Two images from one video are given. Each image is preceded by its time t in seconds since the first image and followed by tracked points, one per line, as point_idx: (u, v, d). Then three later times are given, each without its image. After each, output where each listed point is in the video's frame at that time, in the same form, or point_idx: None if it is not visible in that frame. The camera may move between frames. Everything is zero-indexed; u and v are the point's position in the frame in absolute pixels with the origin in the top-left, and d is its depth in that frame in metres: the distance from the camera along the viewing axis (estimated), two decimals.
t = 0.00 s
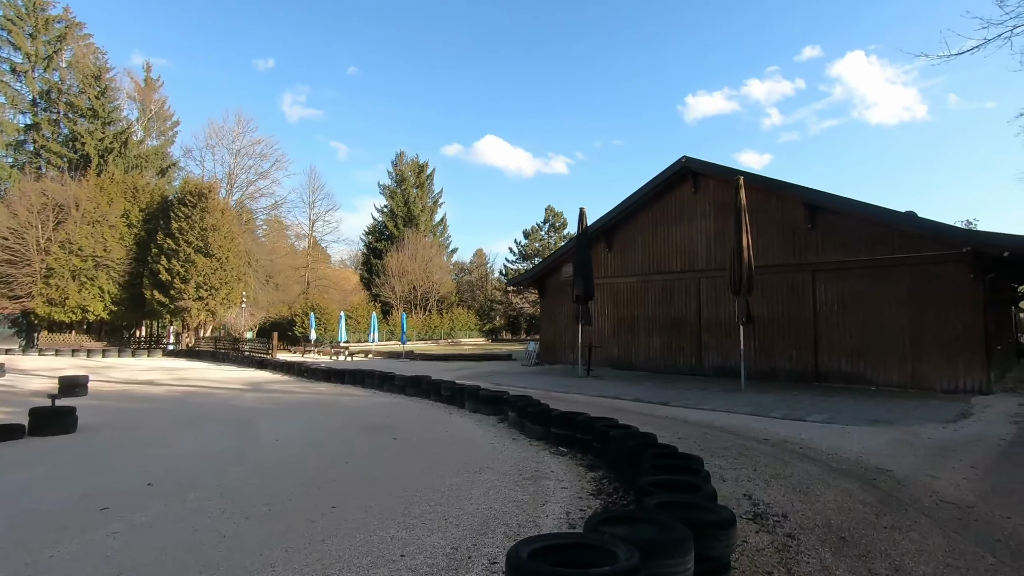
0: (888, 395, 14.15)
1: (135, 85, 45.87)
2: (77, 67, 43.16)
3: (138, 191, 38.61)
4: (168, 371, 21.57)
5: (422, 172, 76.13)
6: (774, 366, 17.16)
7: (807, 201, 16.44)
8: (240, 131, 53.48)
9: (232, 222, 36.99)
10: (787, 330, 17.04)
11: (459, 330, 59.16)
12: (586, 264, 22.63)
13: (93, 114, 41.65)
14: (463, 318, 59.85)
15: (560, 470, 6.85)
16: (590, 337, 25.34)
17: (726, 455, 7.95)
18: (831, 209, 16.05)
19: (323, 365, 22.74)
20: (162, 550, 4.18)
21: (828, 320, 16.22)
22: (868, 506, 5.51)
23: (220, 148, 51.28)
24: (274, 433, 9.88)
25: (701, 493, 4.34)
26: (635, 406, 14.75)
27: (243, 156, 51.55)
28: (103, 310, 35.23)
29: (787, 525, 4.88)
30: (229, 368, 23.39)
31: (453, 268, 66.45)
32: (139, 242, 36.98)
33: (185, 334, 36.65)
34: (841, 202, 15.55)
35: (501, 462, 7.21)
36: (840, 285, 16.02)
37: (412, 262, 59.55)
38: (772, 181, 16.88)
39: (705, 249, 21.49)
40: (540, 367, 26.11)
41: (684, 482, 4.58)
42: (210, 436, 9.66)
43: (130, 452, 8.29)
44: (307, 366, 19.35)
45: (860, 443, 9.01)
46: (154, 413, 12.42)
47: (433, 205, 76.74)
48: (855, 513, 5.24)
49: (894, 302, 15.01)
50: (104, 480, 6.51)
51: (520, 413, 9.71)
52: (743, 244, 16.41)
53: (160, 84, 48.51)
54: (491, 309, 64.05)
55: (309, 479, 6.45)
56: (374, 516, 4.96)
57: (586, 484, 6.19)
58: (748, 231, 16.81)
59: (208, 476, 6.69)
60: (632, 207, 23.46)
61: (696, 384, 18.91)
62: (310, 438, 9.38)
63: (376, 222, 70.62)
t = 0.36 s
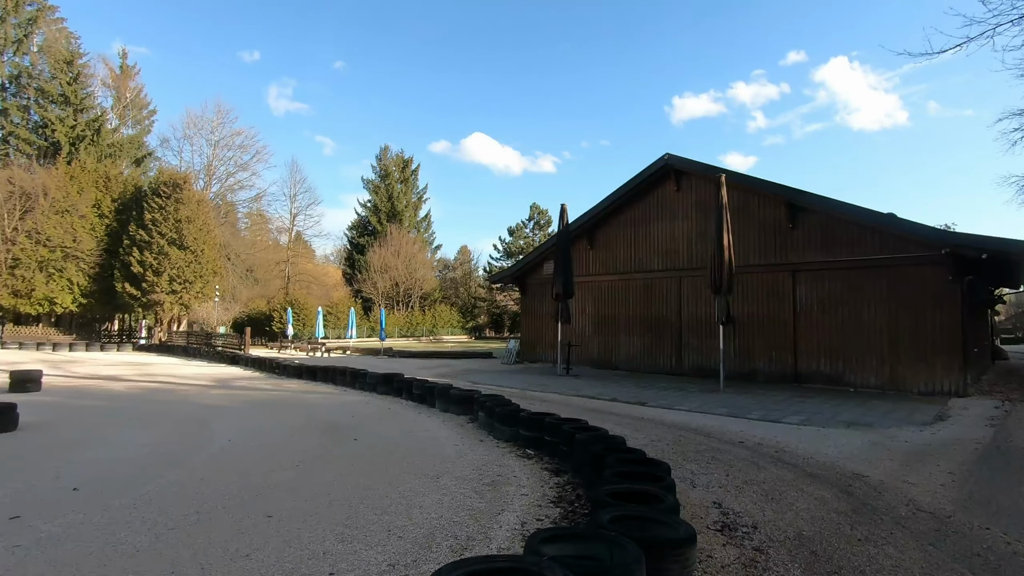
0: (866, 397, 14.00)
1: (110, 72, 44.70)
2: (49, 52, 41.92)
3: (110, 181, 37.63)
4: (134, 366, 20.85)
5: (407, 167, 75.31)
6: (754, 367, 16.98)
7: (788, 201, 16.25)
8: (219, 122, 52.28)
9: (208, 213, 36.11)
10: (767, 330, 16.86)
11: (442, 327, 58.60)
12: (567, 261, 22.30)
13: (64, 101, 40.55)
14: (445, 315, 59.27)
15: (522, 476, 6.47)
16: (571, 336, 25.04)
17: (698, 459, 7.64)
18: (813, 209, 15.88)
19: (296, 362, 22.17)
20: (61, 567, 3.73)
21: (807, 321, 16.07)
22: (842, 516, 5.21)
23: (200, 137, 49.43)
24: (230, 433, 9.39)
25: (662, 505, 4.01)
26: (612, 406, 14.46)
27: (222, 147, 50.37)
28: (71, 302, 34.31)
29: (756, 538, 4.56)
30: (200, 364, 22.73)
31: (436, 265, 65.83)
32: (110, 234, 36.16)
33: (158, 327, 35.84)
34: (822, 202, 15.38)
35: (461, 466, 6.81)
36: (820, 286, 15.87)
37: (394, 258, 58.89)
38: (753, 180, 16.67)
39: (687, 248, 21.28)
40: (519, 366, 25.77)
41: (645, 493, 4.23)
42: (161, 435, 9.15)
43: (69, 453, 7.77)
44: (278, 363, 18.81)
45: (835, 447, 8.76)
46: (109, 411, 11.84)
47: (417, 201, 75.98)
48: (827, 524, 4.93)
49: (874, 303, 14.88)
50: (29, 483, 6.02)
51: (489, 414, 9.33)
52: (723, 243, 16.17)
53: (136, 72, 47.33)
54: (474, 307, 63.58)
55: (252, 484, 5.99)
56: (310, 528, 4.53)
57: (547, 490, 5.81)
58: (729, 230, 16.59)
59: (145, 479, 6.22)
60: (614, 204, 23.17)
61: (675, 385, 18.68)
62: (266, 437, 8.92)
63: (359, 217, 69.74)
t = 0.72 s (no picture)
0: (842, 399, 13.91)
1: (77, 63, 43.32)
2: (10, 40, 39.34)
3: (76, 175, 36.43)
4: (94, 368, 20.07)
5: (387, 166, 74.39)
6: (731, 369, 16.82)
7: (766, 201, 16.11)
8: (193, 117, 51.00)
9: (178, 210, 35.10)
10: (744, 331, 16.71)
11: (421, 328, 57.94)
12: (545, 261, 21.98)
13: (28, 93, 39.16)
14: (425, 315, 58.60)
15: (482, 486, 6.09)
16: (549, 336, 24.72)
17: (669, 466, 7.33)
18: (790, 209, 15.75)
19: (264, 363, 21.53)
20: None
21: (784, 322, 15.95)
22: (816, 528, 4.92)
23: (172, 132, 47.98)
24: (179, 439, 8.87)
25: (622, 524, 3.68)
26: (587, 408, 14.16)
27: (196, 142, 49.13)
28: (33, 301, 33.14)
29: (724, 555, 4.24)
30: (165, 365, 21.99)
31: (416, 265, 65.09)
32: (75, 230, 35.05)
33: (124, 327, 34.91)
34: (800, 202, 15.26)
35: (419, 476, 6.40)
36: (797, 286, 15.75)
37: (373, 258, 58.11)
38: (731, 180, 16.50)
39: (665, 248, 21.11)
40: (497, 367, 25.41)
41: (604, 509, 3.88)
42: (104, 443, 8.60)
43: None
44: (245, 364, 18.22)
45: (809, 451, 8.54)
46: (54, 416, 11.22)
47: (398, 200, 75.09)
48: (800, 539, 4.64)
49: (850, 304, 14.79)
50: None
51: (455, 418, 8.94)
52: (701, 243, 15.98)
53: (105, 64, 45.97)
54: (455, 307, 63.00)
55: (188, 499, 5.54)
56: (238, 552, 4.10)
57: (507, 503, 5.43)
58: (707, 230, 16.41)
59: (70, 494, 5.72)
60: (592, 203, 22.90)
61: (652, 386, 18.46)
62: (217, 445, 8.41)
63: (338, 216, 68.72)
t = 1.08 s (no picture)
0: (830, 402, 13.65)
1: (56, 60, 42.52)
2: None
3: (53, 174, 35.57)
4: (64, 371, 19.41)
5: (375, 167, 73.72)
6: (718, 371, 16.53)
7: (753, 201, 15.86)
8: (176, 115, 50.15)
9: (158, 210, 34.34)
10: (731, 333, 16.44)
11: (408, 330, 57.31)
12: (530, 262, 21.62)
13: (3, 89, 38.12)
14: (413, 317, 57.98)
15: (447, 497, 5.70)
16: (534, 338, 24.36)
17: (649, 473, 6.97)
18: (778, 209, 15.51)
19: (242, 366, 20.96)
20: None
21: (771, 323, 15.70)
22: (803, 543, 4.56)
23: (155, 131, 47.11)
24: (135, 447, 8.38)
25: (586, 544, 3.28)
26: (570, 412, 13.79)
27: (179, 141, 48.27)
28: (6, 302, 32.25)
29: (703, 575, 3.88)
30: (140, 368, 21.36)
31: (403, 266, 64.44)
32: (51, 230, 34.18)
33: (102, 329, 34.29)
34: (787, 202, 15.02)
35: (383, 487, 5.99)
36: (785, 288, 15.51)
37: (360, 259, 57.46)
38: (718, 179, 16.23)
39: (652, 249, 20.84)
40: (482, 370, 24.99)
41: (569, 528, 3.49)
42: (52, 451, 8.09)
43: None
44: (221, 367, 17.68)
45: (796, 457, 8.23)
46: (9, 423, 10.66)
47: (386, 201, 74.41)
48: (783, 554, 4.30)
49: (837, 305, 14.56)
50: None
51: (428, 423, 8.53)
52: (687, 244, 15.69)
53: (85, 61, 45.17)
54: (443, 309, 62.46)
55: (127, 515, 5.09)
56: None
57: (473, 515, 5.05)
58: (693, 230, 16.13)
59: None
60: (579, 203, 22.59)
61: (639, 389, 18.13)
62: (174, 452, 7.95)
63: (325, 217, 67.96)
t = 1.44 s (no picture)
0: (828, 407, 13.27)
1: (49, 55, 42.11)
2: None
3: (43, 169, 35.11)
4: (45, 370, 18.96)
5: (372, 166, 73.35)
6: (714, 375, 16.14)
7: (751, 201, 15.48)
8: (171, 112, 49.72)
9: (149, 207, 33.87)
10: (728, 336, 16.04)
11: (404, 331, 56.87)
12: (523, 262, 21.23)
13: None
14: (408, 318, 57.56)
15: (428, 506, 5.21)
16: (528, 340, 23.95)
17: (636, 483, 6.56)
18: (776, 210, 15.12)
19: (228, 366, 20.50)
20: None
21: (768, 326, 15.31)
22: (798, 566, 4.16)
23: (149, 128, 46.65)
24: (96, 450, 7.96)
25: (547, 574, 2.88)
26: (560, 416, 13.39)
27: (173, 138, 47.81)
28: None
29: None
30: (124, 368, 20.88)
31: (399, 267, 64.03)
32: (40, 226, 33.70)
33: (90, 328, 33.82)
34: (785, 203, 14.65)
35: (348, 497, 5.58)
36: (782, 290, 15.12)
37: (355, 259, 57.06)
38: (715, 179, 15.85)
39: (648, 249, 20.44)
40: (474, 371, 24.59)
41: (533, 554, 3.07)
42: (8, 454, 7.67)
43: None
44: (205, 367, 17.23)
45: (795, 466, 7.81)
46: None
47: (383, 201, 73.99)
48: None
49: (836, 308, 14.18)
50: None
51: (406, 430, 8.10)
52: (683, 244, 15.29)
53: (78, 57, 44.77)
54: (438, 310, 62.05)
55: (64, 531, 4.67)
56: None
57: (444, 531, 4.57)
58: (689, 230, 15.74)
59: None
60: (574, 203, 22.21)
61: (633, 393, 17.72)
62: (136, 456, 7.53)
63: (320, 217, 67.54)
